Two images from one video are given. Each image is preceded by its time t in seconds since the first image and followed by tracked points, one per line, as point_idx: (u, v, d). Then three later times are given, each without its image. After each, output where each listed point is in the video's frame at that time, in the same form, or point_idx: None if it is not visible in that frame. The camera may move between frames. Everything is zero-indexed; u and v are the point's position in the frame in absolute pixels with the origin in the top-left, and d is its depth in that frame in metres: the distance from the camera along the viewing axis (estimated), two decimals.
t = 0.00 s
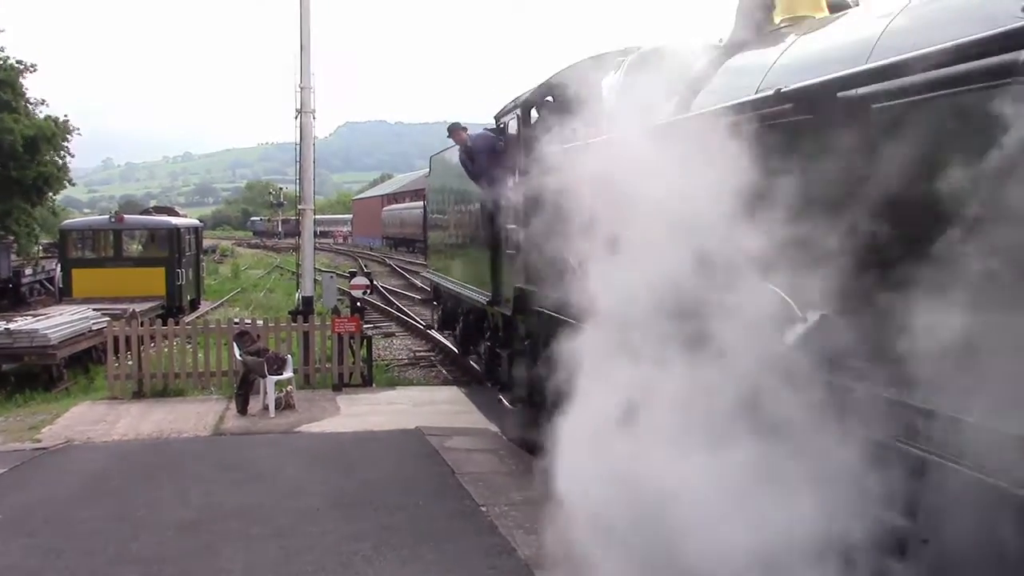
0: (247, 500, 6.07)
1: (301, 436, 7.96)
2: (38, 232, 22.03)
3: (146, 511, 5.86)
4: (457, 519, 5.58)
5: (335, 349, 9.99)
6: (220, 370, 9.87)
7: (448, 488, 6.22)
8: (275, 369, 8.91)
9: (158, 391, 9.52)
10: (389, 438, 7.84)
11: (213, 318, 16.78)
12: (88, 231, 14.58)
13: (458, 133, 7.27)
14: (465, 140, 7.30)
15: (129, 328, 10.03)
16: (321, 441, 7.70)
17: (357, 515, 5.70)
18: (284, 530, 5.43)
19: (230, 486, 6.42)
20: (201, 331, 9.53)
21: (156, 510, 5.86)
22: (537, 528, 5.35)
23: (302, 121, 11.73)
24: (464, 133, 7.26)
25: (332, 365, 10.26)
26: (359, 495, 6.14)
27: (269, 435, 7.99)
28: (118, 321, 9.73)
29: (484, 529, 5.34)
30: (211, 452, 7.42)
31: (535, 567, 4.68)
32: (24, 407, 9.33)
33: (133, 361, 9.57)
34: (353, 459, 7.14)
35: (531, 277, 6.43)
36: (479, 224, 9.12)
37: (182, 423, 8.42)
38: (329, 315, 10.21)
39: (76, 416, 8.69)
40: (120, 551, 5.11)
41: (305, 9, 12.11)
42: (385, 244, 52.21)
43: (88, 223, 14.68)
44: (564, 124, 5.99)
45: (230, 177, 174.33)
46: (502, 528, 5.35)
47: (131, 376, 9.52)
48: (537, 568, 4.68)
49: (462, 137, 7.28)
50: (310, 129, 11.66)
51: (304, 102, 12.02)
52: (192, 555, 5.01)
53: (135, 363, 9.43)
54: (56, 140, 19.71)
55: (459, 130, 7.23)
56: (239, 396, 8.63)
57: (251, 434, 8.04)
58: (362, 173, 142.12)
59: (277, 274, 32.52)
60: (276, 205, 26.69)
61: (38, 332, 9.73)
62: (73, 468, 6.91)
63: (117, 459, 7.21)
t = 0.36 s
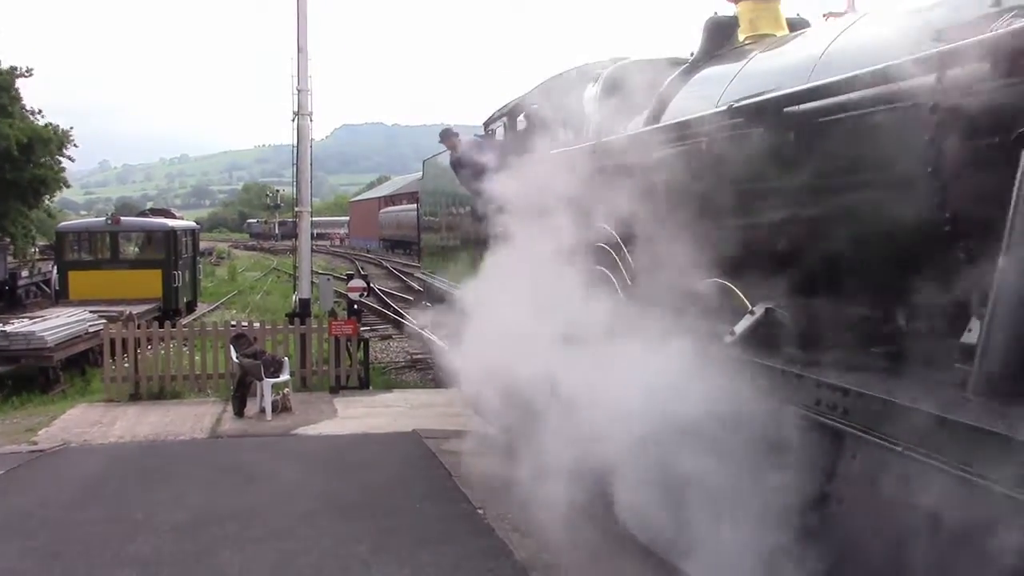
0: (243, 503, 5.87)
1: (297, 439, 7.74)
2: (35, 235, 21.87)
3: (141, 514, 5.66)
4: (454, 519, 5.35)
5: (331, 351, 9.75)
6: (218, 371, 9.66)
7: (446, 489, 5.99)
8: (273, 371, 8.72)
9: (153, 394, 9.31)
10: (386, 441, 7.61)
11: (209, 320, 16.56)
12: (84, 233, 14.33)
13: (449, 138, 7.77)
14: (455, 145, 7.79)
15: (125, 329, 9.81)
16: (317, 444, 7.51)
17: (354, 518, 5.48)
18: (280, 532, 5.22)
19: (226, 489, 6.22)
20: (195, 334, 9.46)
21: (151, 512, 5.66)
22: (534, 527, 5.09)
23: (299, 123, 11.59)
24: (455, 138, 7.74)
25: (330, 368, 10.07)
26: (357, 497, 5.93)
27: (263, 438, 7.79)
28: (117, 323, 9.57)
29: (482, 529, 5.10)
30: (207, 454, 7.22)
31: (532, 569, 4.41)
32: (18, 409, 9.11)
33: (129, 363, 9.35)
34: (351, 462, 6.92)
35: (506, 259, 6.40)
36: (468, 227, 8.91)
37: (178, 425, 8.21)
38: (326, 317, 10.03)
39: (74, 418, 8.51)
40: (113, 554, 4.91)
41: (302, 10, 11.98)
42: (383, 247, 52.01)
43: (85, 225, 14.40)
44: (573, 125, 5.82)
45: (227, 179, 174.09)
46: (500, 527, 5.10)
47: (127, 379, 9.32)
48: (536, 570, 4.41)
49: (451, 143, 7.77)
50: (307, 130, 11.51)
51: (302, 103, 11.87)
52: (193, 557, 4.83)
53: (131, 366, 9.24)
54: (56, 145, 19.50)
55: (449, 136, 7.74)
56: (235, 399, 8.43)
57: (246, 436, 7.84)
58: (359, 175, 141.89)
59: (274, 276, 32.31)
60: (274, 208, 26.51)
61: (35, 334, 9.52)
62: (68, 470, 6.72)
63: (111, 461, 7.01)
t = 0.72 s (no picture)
0: (242, 504, 5.11)
1: (298, 442, 6.83)
2: (34, 238, 21.21)
3: (142, 518, 4.90)
4: (455, 524, 4.53)
5: (331, 354, 8.34)
6: (219, 376, 8.60)
7: (451, 492, 5.16)
8: (273, 376, 7.60)
9: (154, 400, 8.27)
10: (386, 444, 6.63)
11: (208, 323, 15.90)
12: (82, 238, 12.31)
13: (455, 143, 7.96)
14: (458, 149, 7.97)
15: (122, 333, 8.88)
16: (317, 448, 6.58)
17: (357, 521, 4.70)
18: (283, 536, 4.46)
19: (225, 491, 5.45)
20: (196, 336, 8.31)
21: (150, 517, 4.89)
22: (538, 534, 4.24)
23: (301, 118, 11.12)
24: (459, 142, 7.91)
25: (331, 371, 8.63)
26: (360, 497, 5.16)
27: (263, 442, 6.86)
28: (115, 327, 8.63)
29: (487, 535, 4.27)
30: (205, 457, 6.45)
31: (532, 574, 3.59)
32: (15, 416, 8.22)
33: (129, 368, 8.33)
34: (352, 462, 6.10)
35: (500, 254, 5.97)
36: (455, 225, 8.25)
37: (177, 431, 7.29)
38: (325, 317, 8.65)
39: (72, 423, 7.60)
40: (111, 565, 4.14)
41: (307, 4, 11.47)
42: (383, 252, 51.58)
43: (85, 230, 12.19)
44: (554, 114, 5.25)
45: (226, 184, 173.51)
46: (501, 535, 4.28)
47: (127, 385, 8.30)
48: None
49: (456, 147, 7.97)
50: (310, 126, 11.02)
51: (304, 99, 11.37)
52: (195, 561, 4.16)
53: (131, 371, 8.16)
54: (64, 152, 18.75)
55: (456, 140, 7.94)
56: (236, 403, 7.43)
57: (247, 441, 6.90)
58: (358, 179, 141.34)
59: (274, 281, 31.70)
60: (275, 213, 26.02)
61: (33, 340, 8.23)
62: (63, 475, 5.98)
63: (106, 465, 6.24)
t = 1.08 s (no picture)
0: (241, 505, 5.17)
1: (296, 443, 6.91)
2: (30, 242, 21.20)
3: (140, 520, 4.93)
4: (454, 524, 4.59)
5: (330, 356, 8.55)
6: (219, 377, 8.58)
7: (449, 492, 5.23)
8: (271, 378, 7.67)
9: (152, 402, 8.29)
10: (384, 445, 6.72)
11: (206, 327, 15.97)
12: (81, 241, 12.37)
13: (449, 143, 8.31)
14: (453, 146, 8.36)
15: (122, 336, 8.92)
16: (315, 449, 6.66)
17: (356, 522, 4.75)
18: (283, 537, 4.51)
19: (224, 492, 5.51)
20: (195, 338, 8.36)
21: (149, 519, 4.92)
22: (535, 534, 4.30)
23: (298, 122, 11.34)
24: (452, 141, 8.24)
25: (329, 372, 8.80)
26: (359, 498, 5.21)
27: (262, 443, 6.95)
28: (114, 330, 8.69)
29: (484, 535, 4.33)
30: (204, 459, 6.49)
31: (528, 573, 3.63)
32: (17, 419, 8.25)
33: (127, 371, 8.37)
34: (350, 463, 6.17)
35: (492, 254, 6.11)
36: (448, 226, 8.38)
37: (176, 432, 7.35)
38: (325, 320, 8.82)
39: (72, 425, 7.62)
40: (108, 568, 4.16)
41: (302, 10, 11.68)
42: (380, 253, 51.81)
43: (83, 232, 12.39)
44: (546, 117, 5.39)
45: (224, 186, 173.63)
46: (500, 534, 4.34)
47: (126, 387, 8.33)
48: None
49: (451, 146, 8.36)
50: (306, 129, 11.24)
51: (300, 103, 11.58)
52: (195, 563, 4.18)
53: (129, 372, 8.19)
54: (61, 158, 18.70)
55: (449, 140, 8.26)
56: (235, 404, 7.53)
57: (246, 442, 6.99)
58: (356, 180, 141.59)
59: (270, 283, 31.81)
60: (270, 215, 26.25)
61: (33, 343, 8.37)
62: (62, 477, 6.03)
63: (105, 467, 6.29)
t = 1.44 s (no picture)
0: (236, 502, 5.26)
1: (292, 441, 7.05)
2: (26, 240, 21.30)
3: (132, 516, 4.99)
4: (449, 523, 4.70)
5: (326, 353, 8.75)
6: (213, 375, 8.71)
7: (444, 491, 5.36)
8: (266, 375, 7.97)
9: (147, 398, 8.42)
10: (379, 443, 6.87)
11: (202, 326, 16.11)
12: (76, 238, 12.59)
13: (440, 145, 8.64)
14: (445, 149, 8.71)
15: (118, 331, 9.05)
16: (310, 447, 6.82)
17: (350, 519, 4.85)
18: (273, 534, 4.56)
19: (217, 489, 5.60)
20: (191, 335, 8.51)
21: (141, 516, 4.97)
22: (530, 531, 4.41)
23: (296, 123, 11.55)
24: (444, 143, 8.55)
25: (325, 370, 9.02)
26: (353, 496, 5.31)
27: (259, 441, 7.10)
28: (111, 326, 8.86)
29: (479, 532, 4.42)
30: (201, 457, 6.59)
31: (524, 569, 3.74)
32: (8, 417, 8.12)
33: (122, 367, 8.50)
34: (346, 461, 6.30)
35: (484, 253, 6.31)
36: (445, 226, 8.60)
37: (172, 429, 7.48)
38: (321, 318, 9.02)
39: (68, 421, 7.75)
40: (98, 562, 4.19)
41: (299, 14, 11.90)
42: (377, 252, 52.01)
43: (79, 229, 12.59)
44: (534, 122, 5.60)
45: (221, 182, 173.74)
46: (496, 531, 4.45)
47: (122, 383, 8.46)
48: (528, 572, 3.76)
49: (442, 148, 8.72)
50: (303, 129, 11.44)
51: (296, 103, 11.79)
52: (189, 557, 4.24)
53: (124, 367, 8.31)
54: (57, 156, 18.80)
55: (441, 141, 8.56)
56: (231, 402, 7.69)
57: (241, 440, 7.13)
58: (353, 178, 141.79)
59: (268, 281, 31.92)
60: (267, 212, 26.43)
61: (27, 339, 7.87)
62: (57, 473, 6.13)
63: (101, 464, 6.38)
